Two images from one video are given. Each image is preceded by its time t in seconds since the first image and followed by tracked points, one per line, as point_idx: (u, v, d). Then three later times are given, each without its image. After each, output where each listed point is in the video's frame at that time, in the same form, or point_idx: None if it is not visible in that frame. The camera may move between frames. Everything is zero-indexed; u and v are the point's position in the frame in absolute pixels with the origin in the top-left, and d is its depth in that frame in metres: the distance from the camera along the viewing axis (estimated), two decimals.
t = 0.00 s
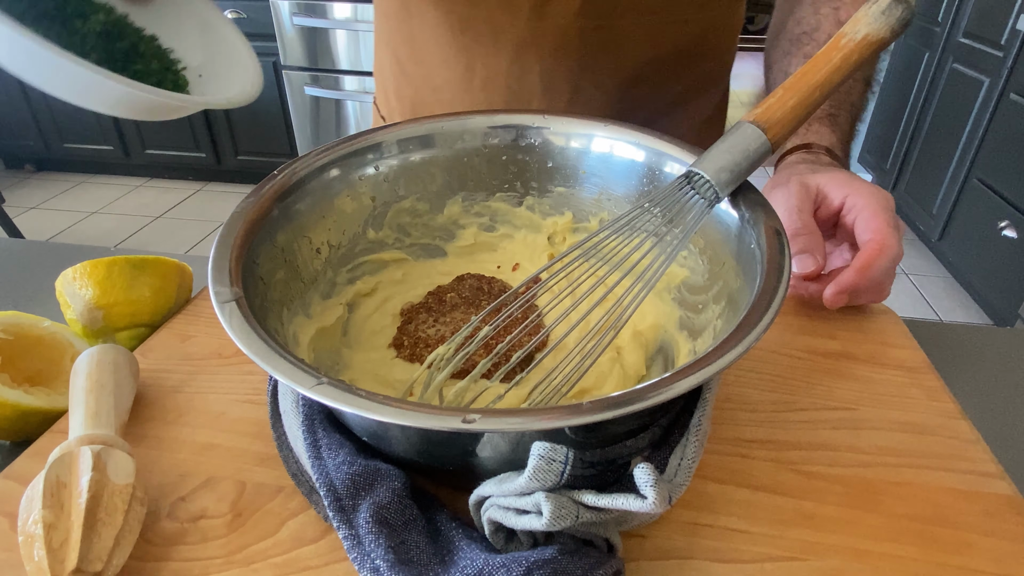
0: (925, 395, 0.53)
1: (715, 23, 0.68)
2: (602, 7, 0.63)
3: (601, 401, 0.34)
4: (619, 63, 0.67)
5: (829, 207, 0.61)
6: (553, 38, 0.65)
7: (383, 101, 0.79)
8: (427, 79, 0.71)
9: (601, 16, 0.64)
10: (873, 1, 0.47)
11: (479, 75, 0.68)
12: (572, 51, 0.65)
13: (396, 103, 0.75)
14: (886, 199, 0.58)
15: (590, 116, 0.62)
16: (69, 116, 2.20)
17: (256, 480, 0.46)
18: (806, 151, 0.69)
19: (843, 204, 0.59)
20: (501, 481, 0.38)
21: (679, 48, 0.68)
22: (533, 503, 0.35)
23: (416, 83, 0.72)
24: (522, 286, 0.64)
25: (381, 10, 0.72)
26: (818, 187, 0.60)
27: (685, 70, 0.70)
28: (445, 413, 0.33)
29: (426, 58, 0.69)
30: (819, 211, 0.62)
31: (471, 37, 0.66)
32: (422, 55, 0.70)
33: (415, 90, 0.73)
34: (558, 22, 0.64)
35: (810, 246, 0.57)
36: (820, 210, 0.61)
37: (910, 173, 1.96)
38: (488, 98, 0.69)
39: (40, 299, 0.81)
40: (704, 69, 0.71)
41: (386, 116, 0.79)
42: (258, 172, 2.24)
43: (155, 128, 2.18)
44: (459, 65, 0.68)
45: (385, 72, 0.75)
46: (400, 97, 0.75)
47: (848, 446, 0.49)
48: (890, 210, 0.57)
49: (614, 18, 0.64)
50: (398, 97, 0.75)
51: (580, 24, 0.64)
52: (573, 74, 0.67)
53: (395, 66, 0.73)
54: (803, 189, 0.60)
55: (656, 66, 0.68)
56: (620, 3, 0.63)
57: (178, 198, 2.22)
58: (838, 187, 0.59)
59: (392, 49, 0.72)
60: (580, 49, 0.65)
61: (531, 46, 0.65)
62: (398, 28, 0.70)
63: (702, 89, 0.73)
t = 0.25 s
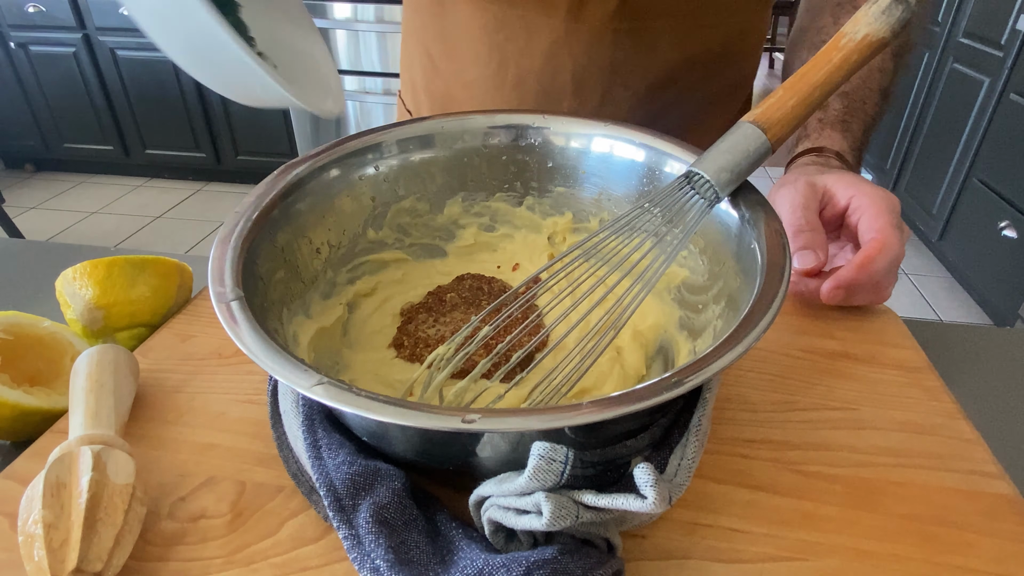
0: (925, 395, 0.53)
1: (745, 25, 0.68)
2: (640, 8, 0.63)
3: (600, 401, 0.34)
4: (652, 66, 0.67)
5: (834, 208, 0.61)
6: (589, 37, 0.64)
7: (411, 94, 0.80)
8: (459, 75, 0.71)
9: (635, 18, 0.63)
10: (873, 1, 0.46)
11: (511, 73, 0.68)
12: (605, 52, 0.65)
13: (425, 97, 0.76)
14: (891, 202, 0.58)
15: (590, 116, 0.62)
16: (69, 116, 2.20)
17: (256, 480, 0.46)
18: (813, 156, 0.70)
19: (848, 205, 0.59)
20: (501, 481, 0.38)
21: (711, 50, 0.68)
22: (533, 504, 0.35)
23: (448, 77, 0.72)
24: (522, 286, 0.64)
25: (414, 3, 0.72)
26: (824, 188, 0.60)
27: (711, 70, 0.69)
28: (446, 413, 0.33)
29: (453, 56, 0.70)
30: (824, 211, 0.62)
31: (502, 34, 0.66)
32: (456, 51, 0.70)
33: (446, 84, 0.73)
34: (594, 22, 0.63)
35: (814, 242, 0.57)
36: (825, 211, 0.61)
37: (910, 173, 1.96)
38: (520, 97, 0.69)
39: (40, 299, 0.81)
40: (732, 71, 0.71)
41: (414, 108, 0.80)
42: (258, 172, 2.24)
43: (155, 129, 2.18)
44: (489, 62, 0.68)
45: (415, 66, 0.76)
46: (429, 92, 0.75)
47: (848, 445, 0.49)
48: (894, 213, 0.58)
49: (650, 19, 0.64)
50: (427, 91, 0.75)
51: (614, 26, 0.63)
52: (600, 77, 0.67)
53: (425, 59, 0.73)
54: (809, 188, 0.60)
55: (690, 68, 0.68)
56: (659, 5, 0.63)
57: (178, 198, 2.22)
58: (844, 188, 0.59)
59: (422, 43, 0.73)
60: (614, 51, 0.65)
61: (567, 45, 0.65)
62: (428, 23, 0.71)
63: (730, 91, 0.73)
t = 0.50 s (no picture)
0: (925, 395, 0.53)
1: (762, 29, 0.68)
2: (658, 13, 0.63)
3: (600, 401, 0.33)
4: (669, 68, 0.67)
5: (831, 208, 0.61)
6: (608, 41, 0.65)
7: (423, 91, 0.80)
8: (475, 75, 0.71)
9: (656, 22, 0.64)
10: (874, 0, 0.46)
11: (526, 75, 0.68)
12: (617, 53, 0.65)
13: (440, 94, 0.76)
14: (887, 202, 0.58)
15: (591, 116, 0.62)
16: (69, 116, 2.20)
17: (256, 480, 0.46)
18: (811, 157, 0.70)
19: (844, 204, 0.59)
20: (501, 481, 0.38)
21: (728, 54, 0.68)
22: (533, 504, 0.35)
23: (464, 77, 0.73)
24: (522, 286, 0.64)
25: None
26: (821, 188, 0.61)
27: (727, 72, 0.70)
28: (446, 413, 0.33)
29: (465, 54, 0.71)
30: (821, 212, 0.62)
31: (514, 35, 0.66)
32: (473, 50, 0.70)
33: (461, 82, 0.73)
34: (613, 26, 0.64)
35: (810, 242, 0.57)
36: (822, 211, 0.61)
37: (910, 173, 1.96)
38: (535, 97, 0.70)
39: (40, 299, 0.81)
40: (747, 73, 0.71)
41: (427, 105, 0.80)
42: (258, 172, 2.24)
43: (155, 129, 2.18)
44: (501, 62, 0.69)
45: (429, 64, 0.75)
46: (443, 89, 0.76)
47: (848, 446, 0.49)
48: (890, 211, 0.58)
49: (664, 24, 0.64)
50: (442, 89, 0.75)
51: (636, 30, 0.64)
52: (612, 78, 0.67)
53: (442, 58, 0.73)
54: (805, 188, 0.60)
55: (705, 71, 0.68)
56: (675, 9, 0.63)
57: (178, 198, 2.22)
58: (840, 188, 0.59)
59: (438, 42, 0.73)
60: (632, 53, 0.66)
61: (582, 47, 0.65)
62: (445, 22, 0.70)
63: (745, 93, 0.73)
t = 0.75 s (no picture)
0: (925, 395, 0.53)
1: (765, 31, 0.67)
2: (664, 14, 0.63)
3: (600, 401, 0.33)
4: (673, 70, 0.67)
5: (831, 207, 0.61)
6: (613, 42, 0.65)
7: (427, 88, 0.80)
8: (479, 74, 0.71)
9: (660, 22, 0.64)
10: None
11: (530, 75, 0.68)
12: (619, 53, 0.66)
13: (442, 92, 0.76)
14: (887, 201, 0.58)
15: (591, 116, 0.62)
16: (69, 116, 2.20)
17: (256, 480, 0.46)
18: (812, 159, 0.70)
19: (844, 203, 0.59)
20: (501, 480, 0.38)
21: (731, 56, 0.68)
22: (533, 503, 0.35)
23: (468, 77, 0.73)
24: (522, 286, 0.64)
25: None
26: (821, 188, 0.61)
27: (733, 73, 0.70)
28: (446, 413, 0.33)
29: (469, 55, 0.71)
30: (821, 212, 0.62)
31: (518, 35, 0.66)
32: (476, 49, 0.70)
33: (465, 81, 0.74)
34: (617, 26, 0.64)
35: (810, 241, 0.58)
36: (822, 211, 0.61)
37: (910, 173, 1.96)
38: (539, 97, 0.69)
39: (40, 299, 0.81)
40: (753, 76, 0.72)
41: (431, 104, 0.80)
42: (258, 172, 2.24)
43: (155, 129, 2.18)
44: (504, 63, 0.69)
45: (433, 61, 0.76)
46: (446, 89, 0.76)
47: (848, 445, 0.49)
48: (890, 211, 0.58)
49: (667, 25, 0.64)
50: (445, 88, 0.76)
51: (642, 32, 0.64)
52: (614, 79, 0.67)
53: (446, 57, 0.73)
54: (804, 188, 0.60)
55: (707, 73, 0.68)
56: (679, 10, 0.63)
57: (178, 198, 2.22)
58: (840, 188, 0.59)
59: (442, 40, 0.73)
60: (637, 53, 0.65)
61: (584, 48, 0.65)
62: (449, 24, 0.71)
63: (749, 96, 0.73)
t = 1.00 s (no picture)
0: (925, 395, 0.53)
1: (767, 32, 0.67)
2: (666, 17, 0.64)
3: (600, 401, 0.33)
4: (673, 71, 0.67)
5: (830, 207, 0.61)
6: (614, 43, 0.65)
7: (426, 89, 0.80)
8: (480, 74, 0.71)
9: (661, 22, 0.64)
10: None
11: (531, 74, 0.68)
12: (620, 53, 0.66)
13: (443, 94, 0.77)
14: (886, 200, 0.58)
15: (591, 116, 0.62)
16: (69, 116, 2.20)
17: (256, 480, 0.46)
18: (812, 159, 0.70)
19: (843, 203, 0.59)
20: (500, 480, 0.38)
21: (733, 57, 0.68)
22: (533, 503, 0.35)
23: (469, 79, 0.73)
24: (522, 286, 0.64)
25: None
26: (820, 188, 0.61)
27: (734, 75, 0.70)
28: (446, 413, 0.33)
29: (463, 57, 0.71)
30: (821, 212, 0.62)
31: (519, 35, 0.66)
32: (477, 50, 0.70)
33: (466, 82, 0.74)
34: (619, 29, 0.64)
35: (809, 242, 0.58)
36: (822, 211, 0.61)
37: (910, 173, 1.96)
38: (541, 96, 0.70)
39: (40, 299, 0.81)
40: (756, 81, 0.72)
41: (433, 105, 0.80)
42: (258, 172, 2.24)
43: (155, 128, 2.18)
44: (505, 62, 0.69)
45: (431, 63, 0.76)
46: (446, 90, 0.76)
47: (848, 445, 0.49)
48: (890, 211, 0.57)
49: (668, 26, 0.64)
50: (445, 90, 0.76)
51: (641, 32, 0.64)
52: (615, 79, 0.67)
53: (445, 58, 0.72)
54: (804, 189, 0.60)
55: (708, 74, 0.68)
56: (682, 13, 0.64)
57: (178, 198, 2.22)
58: (839, 189, 0.60)
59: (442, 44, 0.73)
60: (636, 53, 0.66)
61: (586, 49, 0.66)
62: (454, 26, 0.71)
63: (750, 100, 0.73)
